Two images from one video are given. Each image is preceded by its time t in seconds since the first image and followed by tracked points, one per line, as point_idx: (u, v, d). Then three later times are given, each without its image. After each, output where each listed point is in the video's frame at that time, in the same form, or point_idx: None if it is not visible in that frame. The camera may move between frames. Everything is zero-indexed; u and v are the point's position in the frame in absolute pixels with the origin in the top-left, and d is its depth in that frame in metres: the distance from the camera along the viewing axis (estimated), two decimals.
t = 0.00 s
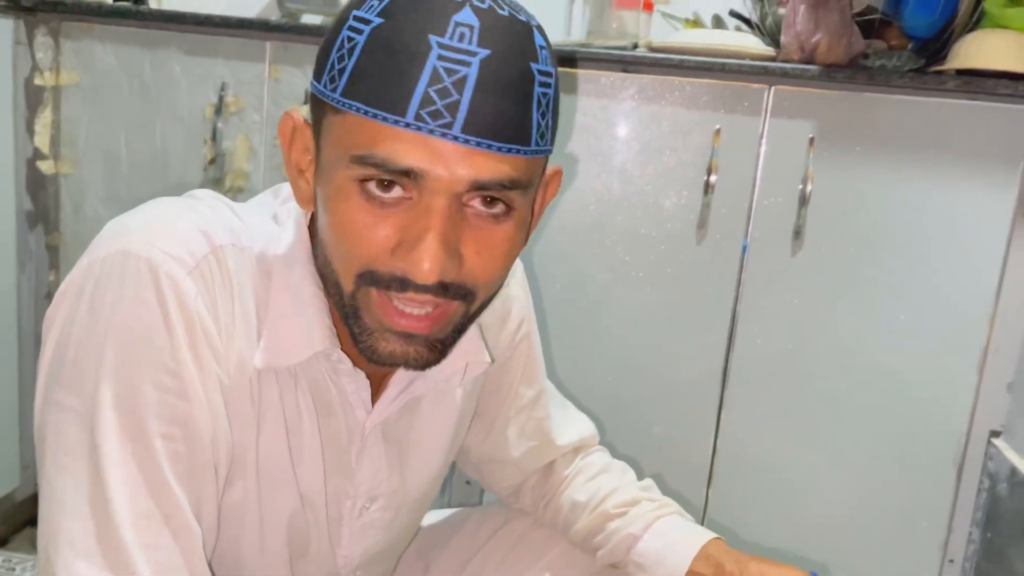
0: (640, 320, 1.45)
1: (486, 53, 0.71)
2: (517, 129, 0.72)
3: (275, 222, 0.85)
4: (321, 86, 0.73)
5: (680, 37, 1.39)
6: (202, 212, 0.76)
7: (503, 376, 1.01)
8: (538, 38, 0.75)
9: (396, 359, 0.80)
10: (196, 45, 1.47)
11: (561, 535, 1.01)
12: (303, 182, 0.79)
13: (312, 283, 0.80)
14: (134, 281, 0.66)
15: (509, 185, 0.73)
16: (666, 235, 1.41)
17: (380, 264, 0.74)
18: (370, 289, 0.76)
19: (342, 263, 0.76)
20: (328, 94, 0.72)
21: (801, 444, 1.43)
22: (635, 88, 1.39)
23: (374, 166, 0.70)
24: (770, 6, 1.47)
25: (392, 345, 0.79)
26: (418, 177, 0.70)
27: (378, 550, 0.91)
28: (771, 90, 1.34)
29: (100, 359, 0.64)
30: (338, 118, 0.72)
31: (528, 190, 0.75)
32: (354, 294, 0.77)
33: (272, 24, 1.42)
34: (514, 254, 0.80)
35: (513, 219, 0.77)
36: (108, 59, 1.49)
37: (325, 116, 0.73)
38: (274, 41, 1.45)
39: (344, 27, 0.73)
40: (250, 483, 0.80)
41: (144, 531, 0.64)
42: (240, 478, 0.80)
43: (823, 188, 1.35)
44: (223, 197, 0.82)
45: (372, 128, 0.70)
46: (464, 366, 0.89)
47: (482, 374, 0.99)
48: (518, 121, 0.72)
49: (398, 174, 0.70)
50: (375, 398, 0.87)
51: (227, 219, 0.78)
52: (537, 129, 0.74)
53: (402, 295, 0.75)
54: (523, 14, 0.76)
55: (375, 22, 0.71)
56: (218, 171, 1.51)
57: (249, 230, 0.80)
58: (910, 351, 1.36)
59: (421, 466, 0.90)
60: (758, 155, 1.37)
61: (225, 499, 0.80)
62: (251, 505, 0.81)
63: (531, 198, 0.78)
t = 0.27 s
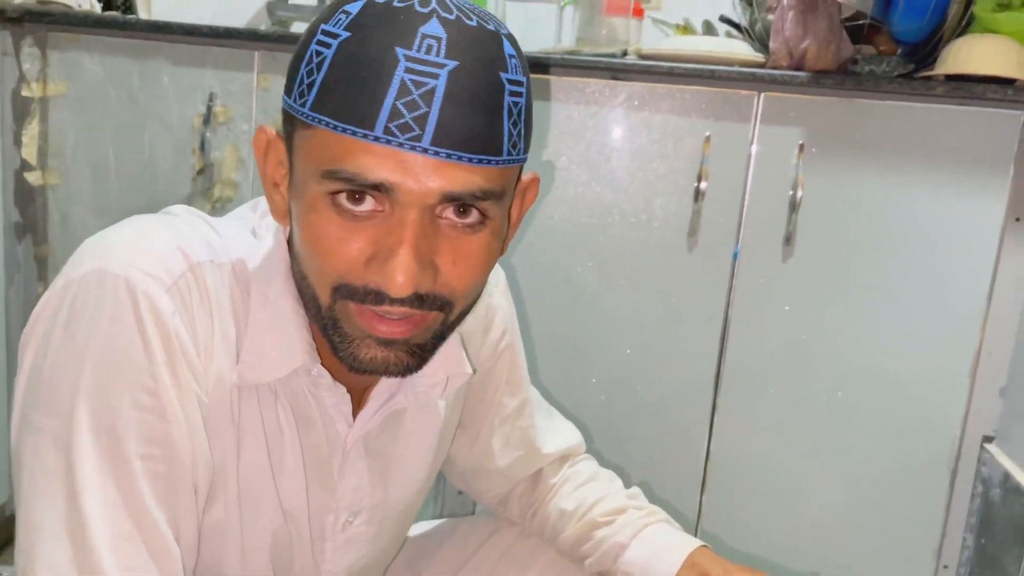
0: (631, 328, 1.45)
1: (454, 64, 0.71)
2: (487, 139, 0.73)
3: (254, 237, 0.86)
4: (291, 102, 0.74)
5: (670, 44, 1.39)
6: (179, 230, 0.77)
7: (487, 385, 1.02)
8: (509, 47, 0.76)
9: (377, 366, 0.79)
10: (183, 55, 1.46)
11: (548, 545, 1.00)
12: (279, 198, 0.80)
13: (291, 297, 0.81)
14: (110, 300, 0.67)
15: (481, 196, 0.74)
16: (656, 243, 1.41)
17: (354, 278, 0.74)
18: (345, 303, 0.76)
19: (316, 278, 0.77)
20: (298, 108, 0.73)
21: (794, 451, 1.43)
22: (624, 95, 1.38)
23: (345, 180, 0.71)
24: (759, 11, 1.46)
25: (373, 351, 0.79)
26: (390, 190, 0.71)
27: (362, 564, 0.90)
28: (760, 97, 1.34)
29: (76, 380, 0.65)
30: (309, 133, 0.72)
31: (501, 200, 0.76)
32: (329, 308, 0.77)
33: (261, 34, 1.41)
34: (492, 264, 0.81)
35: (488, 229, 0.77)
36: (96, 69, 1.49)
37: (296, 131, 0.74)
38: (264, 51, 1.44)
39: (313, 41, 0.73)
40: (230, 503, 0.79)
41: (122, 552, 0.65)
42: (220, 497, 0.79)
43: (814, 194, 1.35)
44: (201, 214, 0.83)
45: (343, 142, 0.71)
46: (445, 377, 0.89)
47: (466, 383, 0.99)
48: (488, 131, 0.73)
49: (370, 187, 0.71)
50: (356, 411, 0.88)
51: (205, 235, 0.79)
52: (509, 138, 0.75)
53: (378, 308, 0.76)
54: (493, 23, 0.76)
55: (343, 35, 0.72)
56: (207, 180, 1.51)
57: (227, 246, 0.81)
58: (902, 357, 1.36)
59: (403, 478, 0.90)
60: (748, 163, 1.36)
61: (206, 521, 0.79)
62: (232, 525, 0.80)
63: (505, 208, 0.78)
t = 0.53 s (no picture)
0: (624, 334, 1.44)
1: (435, 76, 0.72)
2: (467, 149, 0.73)
3: (232, 247, 0.85)
4: (270, 113, 0.74)
5: (661, 49, 1.38)
6: (156, 241, 0.77)
7: (473, 393, 1.02)
8: (487, 56, 0.77)
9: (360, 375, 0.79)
10: (172, 64, 1.46)
11: (539, 555, 0.99)
12: (256, 211, 0.79)
13: (270, 306, 0.80)
14: (86, 313, 0.67)
15: (463, 206, 0.74)
16: (648, 248, 1.41)
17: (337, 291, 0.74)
18: (330, 317, 0.76)
19: (299, 291, 0.76)
20: (277, 120, 0.73)
21: (788, 457, 1.42)
22: (615, 101, 1.38)
23: (328, 193, 0.70)
24: (750, 15, 1.43)
25: (355, 360, 0.78)
26: (374, 202, 0.71)
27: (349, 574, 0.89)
28: (751, 102, 1.34)
29: (54, 394, 0.64)
30: (290, 146, 0.72)
31: (482, 210, 0.77)
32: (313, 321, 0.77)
33: (250, 42, 1.40)
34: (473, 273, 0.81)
35: (470, 239, 0.77)
36: (84, 79, 1.48)
37: (276, 144, 0.74)
38: (253, 59, 1.43)
39: (291, 53, 0.74)
40: (212, 514, 0.79)
41: (104, 566, 0.64)
42: (202, 507, 0.79)
43: (806, 199, 1.34)
44: (178, 226, 0.83)
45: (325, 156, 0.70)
46: (428, 385, 0.88)
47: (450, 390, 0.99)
48: (467, 141, 0.73)
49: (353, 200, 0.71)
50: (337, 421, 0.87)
51: (180, 246, 0.79)
52: (489, 146, 0.76)
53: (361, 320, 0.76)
54: (470, 32, 0.77)
55: (322, 46, 0.72)
56: (197, 190, 1.50)
57: (204, 256, 0.80)
58: (896, 361, 1.35)
59: (388, 488, 0.89)
60: (739, 168, 1.36)
61: (188, 532, 0.79)
62: (214, 536, 0.80)
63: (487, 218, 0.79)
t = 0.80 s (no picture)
0: (623, 343, 1.44)
1: (400, 106, 0.71)
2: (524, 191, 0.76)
3: (225, 263, 0.85)
4: (332, 170, 0.72)
5: (657, 59, 1.38)
6: (149, 259, 0.77)
7: (466, 403, 1.02)
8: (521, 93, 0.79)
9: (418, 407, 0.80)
10: (170, 76, 1.46)
11: (537, 564, 1.00)
12: (286, 251, 0.77)
13: (264, 321, 0.80)
14: (80, 331, 0.67)
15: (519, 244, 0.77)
16: (645, 257, 1.41)
17: (410, 337, 0.75)
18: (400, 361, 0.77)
19: (362, 338, 0.76)
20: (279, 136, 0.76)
21: (787, 465, 1.42)
22: (612, 110, 1.38)
23: (412, 250, 0.71)
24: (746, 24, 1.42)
25: (414, 395, 0.79)
26: (456, 255, 0.71)
27: None
28: (747, 111, 1.34)
29: (50, 411, 0.65)
30: (361, 203, 0.71)
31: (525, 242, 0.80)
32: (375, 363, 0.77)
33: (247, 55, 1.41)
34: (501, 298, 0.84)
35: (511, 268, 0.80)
36: (83, 91, 1.49)
37: (337, 197, 0.72)
38: (250, 72, 1.44)
39: (296, 71, 0.76)
40: (208, 528, 0.79)
41: None
42: (198, 523, 0.79)
43: (801, 207, 1.35)
44: (171, 243, 0.83)
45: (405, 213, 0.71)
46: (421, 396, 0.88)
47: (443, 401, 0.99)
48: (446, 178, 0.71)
49: (435, 255, 0.71)
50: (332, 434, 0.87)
51: (174, 262, 0.79)
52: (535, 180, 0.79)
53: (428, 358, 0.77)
54: (486, 71, 0.75)
55: (393, 106, 0.71)
56: (196, 202, 1.50)
57: (198, 273, 0.80)
58: (893, 368, 1.36)
59: (380, 498, 0.89)
60: (735, 176, 1.36)
61: (184, 546, 0.79)
62: (209, 549, 0.80)
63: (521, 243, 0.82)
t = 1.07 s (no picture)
0: (627, 347, 1.44)
1: (433, 71, 0.74)
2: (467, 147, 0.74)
3: (239, 269, 0.85)
4: (275, 125, 0.75)
5: (657, 64, 1.38)
6: (163, 265, 0.77)
7: (478, 409, 1.01)
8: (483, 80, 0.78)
9: (381, 376, 0.79)
10: (174, 83, 1.47)
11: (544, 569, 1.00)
12: (263, 230, 0.80)
13: (277, 328, 0.80)
14: (96, 336, 0.68)
15: (472, 194, 0.75)
16: (649, 261, 1.41)
17: (356, 291, 0.75)
18: (349, 318, 0.76)
19: (316, 298, 0.76)
20: (281, 129, 0.74)
21: (792, 469, 1.42)
22: (615, 115, 1.39)
23: (336, 186, 0.71)
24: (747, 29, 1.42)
25: (376, 362, 0.79)
26: (385, 193, 0.71)
27: None
28: (749, 115, 1.34)
29: (67, 415, 0.65)
30: (296, 152, 0.73)
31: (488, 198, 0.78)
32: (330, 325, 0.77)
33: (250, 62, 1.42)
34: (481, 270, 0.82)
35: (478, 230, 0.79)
36: (86, 98, 1.49)
37: (283, 156, 0.74)
38: (253, 78, 1.45)
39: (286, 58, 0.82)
40: (220, 532, 0.79)
41: None
42: (212, 527, 0.79)
43: (805, 212, 1.35)
44: (184, 249, 0.84)
45: (331, 151, 0.71)
46: (433, 403, 0.88)
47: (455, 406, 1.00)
48: (474, 134, 0.75)
49: (364, 192, 0.71)
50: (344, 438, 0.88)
51: (186, 268, 0.80)
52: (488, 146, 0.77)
53: (379, 316, 0.76)
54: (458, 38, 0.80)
55: (333, 69, 0.73)
56: (199, 208, 1.51)
57: (212, 280, 0.81)
58: (896, 372, 1.36)
59: (392, 504, 0.89)
60: (738, 180, 1.36)
61: (198, 549, 0.79)
62: (222, 554, 0.80)
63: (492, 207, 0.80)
